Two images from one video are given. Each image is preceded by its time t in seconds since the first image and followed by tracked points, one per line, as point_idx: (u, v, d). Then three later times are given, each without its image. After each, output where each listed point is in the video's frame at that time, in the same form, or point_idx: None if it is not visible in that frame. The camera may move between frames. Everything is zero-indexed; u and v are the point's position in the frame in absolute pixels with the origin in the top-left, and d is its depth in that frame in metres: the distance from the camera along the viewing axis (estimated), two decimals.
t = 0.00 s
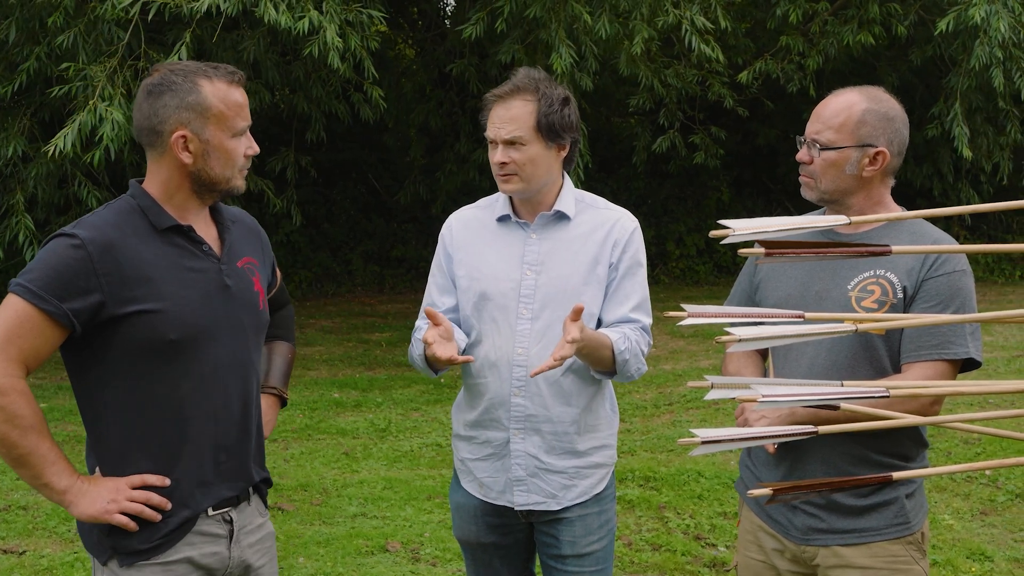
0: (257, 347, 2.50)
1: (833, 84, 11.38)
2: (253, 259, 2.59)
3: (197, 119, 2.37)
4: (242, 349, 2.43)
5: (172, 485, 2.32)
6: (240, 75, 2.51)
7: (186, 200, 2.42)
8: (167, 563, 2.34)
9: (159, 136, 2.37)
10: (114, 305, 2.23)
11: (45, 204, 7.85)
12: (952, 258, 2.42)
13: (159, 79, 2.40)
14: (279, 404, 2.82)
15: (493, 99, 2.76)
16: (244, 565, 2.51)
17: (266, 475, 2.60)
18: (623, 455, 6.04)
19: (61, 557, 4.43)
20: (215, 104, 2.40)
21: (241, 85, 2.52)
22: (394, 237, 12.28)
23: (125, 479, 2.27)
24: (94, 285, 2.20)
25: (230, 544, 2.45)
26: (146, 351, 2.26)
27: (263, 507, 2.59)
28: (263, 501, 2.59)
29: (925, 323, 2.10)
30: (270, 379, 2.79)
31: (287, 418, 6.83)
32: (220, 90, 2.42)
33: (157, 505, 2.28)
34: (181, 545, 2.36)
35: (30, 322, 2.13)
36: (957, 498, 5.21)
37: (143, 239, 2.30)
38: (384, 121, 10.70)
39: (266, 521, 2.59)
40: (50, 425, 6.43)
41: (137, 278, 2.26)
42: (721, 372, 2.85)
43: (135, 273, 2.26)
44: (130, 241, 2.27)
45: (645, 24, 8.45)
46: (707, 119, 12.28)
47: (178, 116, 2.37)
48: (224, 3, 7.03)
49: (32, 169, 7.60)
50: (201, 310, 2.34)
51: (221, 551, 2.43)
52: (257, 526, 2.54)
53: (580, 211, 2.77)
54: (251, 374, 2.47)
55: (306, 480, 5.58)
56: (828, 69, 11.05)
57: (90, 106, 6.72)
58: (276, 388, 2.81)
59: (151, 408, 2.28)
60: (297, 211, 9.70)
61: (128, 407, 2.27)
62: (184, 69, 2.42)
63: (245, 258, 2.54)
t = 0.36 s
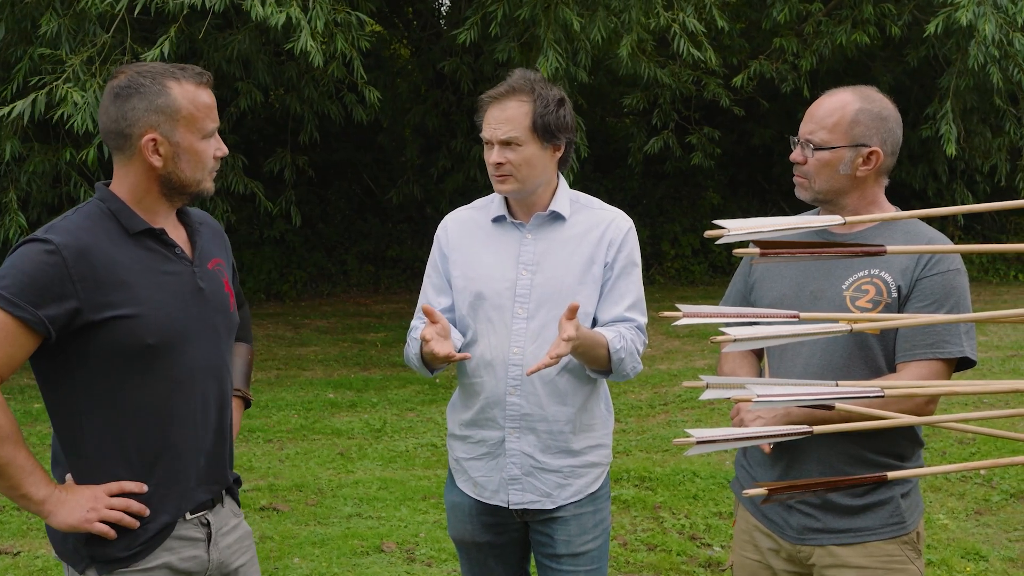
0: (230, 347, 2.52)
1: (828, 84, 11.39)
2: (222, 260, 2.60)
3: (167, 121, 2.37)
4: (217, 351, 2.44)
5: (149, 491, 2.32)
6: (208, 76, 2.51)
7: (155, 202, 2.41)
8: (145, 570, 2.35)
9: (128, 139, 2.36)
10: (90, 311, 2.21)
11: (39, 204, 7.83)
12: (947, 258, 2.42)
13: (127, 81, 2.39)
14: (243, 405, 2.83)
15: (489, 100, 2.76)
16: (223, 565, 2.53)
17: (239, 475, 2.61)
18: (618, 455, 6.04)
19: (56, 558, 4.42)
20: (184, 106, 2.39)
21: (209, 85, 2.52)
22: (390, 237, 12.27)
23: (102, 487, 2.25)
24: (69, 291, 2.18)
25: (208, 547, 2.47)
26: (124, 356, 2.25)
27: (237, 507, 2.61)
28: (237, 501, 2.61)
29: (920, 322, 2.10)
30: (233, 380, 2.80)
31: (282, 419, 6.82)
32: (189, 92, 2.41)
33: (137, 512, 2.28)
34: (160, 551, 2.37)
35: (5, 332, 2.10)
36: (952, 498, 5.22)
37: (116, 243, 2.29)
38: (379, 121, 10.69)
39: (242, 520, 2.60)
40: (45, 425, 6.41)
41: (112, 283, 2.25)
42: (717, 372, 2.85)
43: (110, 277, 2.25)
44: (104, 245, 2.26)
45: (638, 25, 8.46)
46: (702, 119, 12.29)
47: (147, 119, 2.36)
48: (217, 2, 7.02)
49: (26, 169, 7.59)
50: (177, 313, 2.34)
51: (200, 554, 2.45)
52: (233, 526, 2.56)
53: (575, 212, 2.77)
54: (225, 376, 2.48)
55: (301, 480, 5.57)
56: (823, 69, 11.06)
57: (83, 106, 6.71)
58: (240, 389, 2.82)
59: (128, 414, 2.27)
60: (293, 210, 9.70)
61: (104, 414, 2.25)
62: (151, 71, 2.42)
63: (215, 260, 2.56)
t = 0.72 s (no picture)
0: (230, 345, 2.51)
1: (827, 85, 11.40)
2: (219, 256, 2.60)
3: (156, 121, 2.36)
4: (216, 348, 2.44)
5: (153, 490, 2.32)
6: (197, 74, 2.50)
7: (148, 202, 2.41)
8: (150, 569, 2.35)
9: (118, 140, 2.36)
10: (87, 312, 2.21)
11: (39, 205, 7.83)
12: (948, 258, 2.42)
13: (114, 82, 2.39)
14: (248, 401, 2.82)
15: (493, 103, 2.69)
16: (227, 564, 2.53)
17: (244, 474, 2.61)
18: (618, 455, 6.05)
19: (55, 558, 4.42)
20: (173, 104, 2.39)
21: (199, 82, 2.50)
22: (389, 237, 12.27)
23: (108, 487, 2.25)
24: (66, 293, 2.18)
25: (213, 545, 2.47)
26: (122, 356, 2.25)
27: (242, 506, 2.60)
28: (240, 501, 2.59)
29: (921, 322, 2.11)
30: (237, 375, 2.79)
31: (282, 419, 6.82)
32: (177, 90, 2.41)
33: (142, 510, 2.29)
34: (165, 549, 2.37)
35: (5, 335, 2.10)
36: (952, 498, 5.22)
37: (114, 243, 2.29)
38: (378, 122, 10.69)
39: (245, 520, 2.60)
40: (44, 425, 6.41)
41: (109, 284, 2.25)
42: (719, 372, 2.85)
43: (105, 277, 2.25)
44: (101, 245, 2.26)
45: (636, 25, 8.46)
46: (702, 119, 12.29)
47: (136, 119, 2.35)
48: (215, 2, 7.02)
49: (26, 169, 7.59)
50: (175, 312, 2.34)
51: (205, 553, 2.45)
52: (237, 526, 2.55)
53: (571, 210, 2.75)
54: (226, 373, 2.48)
55: (301, 480, 5.57)
56: (822, 69, 11.07)
57: (82, 107, 6.71)
58: (244, 385, 2.81)
59: (128, 414, 2.27)
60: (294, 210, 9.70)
61: (104, 415, 2.26)
62: (139, 71, 2.41)
63: (212, 257, 2.55)
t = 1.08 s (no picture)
0: (225, 346, 2.51)
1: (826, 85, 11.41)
2: (215, 258, 2.59)
3: (143, 120, 2.36)
4: (210, 349, 2.43)
5: (144, 491, 2.32)
6: (199, 81, 2.48)
7: (139, 205, 2.39)
8: (141, 569, 2.35)
9: (106, 133, 2.38)
10: (78, 311, 2.22)
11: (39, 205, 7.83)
12: (949, 258, 2.42)
13: (114, 78, 2.42)
14: (248, 404, 2.82)
15: (479, 99, 2.75)
16: (221, 566, 2.52)
17: (240, 476, 2.60)
18: (618, 455, 6.05)
19: (55, 557, 4.42)
20: (163, 106, 2.37)
21: (201, 90, 2.49)
22: (389, 237, 12.26)
23: (98, 487, 2.26)
24: (56, 292, 2.19)
25: (206, 548, 2.46)
26: (113, 355, 2.25)
27: (238, 508, 2.60)
28: (238, 503, 2.60)
29: (921, 323, 2.11)
30: (238, 380, 2.79)
31: (282, 419, 6.82)
32: (172, 94, 2.39)
33: (132, 511, 2.29)
34: (156, 550, 2.36)
35: None
36: (952, 498, 5.22)
37: (105, 243, 2.29)
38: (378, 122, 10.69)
39: (241, 523, 2.60)
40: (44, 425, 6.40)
41: (100, 283, 2.25)
42: (719, 372, 2.84)
43: (97, 277, 2.25)
44: (92, 245, 2.27)
45: (637, 25, 8.46)
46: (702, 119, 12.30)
47: (124, 116, 2.36)
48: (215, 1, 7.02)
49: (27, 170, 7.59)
50: (167, 312, 2.34)
51: (197, 555, 2.44)
52: (232, 528, 2.55)
53: (567, 212, 2.75)
54: (220, 374, 2.47)
55: (301, 480, 5.57)
56: (822, 69, 11.08)
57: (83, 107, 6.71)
58: (244, 388, 2.81)
59: (118, 414, 2.27)
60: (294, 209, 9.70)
61: (94, 415, 2.26)
62: (139, 70, 2.42)
63: (208, 258, 2.55)
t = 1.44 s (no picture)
0: (223, 347, 2.50)
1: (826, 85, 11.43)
2: (215, 259, 2.60)
3: (131, 116, 2.36)
4: (206, 351, 2.43)
5: (138, 492, 2.32)
6: (191, 77, 2.48)
7: (138, 204, 2.40)
8: (136, 570, 2.35)
9: (97, 134, 2.39)
10: (71, 311, 2.22)
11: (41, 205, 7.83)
12: (948, 257, 2.43)
13: (107, 77, 2.44)
14: (252, 406, 2.82)
15: (474, 100, 2.75)
16: (218, 568, 2.52)
17: (238, 478, 2.60)
18: (618, 455, 6.05)
19: (56, 557, 4.42)
20: (151, 102, 2.37)
21: (193, 85, 2.49)
22: (389, 237, 12.26)
23: (91, 487, 2.26)
24: (49, 291, 2.19)
25: (202, 550, 2.46)
26: (106, 355, 2.25)
27: (235, 510, 2.60)
28: (236, 505, 2.60)
29: (922, 322, 2.11)
30: (242, 381, 2.80)
31: (282, 419, 6.82)
32: (159, 89, 2.39)
33: (126, 512, 2.29)
34: (151, 552, 2.36)
35: None
36: (952, 498, 5.23)
37: (100, 243, 2.29)
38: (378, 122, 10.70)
39: (239, 525, 2.60)
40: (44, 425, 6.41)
41: (94, 283, 2.26)
42: (718, 372, 2.84)
43: (91, 277, 2.25)
44: (87, 245, 2.27)
45: (637, 24, 8.46)
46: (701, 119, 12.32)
47: (113, 113, 2.37)
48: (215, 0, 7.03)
49: (29, 171, 7.59)
50: (162, 312, 2.34)
51: (193, 557, 2.44)
52: (229, 530, 2.55)
53: (562, 212, 2.76)
54: (217, 375, 2.47)
55: (301, 480, 5.57)
56: (822, 69, 11.09)
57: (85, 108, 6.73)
58: (248, 390, 2.81)
59: (111, 414, 2.27)
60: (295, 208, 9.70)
61: (87, 415, 2.26)
62: (129, 68, 2.43)
63: (207, 259, 2.55)
